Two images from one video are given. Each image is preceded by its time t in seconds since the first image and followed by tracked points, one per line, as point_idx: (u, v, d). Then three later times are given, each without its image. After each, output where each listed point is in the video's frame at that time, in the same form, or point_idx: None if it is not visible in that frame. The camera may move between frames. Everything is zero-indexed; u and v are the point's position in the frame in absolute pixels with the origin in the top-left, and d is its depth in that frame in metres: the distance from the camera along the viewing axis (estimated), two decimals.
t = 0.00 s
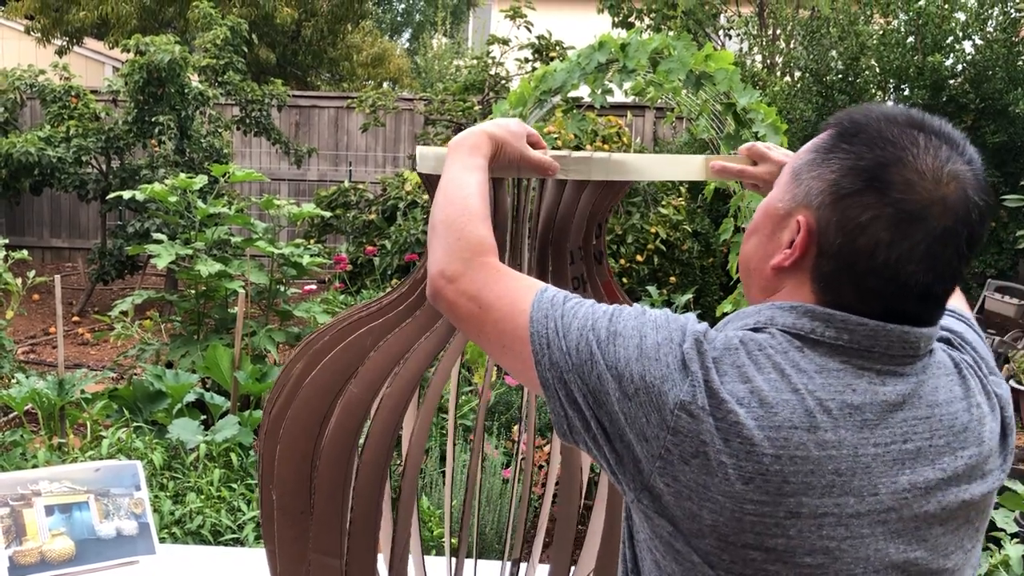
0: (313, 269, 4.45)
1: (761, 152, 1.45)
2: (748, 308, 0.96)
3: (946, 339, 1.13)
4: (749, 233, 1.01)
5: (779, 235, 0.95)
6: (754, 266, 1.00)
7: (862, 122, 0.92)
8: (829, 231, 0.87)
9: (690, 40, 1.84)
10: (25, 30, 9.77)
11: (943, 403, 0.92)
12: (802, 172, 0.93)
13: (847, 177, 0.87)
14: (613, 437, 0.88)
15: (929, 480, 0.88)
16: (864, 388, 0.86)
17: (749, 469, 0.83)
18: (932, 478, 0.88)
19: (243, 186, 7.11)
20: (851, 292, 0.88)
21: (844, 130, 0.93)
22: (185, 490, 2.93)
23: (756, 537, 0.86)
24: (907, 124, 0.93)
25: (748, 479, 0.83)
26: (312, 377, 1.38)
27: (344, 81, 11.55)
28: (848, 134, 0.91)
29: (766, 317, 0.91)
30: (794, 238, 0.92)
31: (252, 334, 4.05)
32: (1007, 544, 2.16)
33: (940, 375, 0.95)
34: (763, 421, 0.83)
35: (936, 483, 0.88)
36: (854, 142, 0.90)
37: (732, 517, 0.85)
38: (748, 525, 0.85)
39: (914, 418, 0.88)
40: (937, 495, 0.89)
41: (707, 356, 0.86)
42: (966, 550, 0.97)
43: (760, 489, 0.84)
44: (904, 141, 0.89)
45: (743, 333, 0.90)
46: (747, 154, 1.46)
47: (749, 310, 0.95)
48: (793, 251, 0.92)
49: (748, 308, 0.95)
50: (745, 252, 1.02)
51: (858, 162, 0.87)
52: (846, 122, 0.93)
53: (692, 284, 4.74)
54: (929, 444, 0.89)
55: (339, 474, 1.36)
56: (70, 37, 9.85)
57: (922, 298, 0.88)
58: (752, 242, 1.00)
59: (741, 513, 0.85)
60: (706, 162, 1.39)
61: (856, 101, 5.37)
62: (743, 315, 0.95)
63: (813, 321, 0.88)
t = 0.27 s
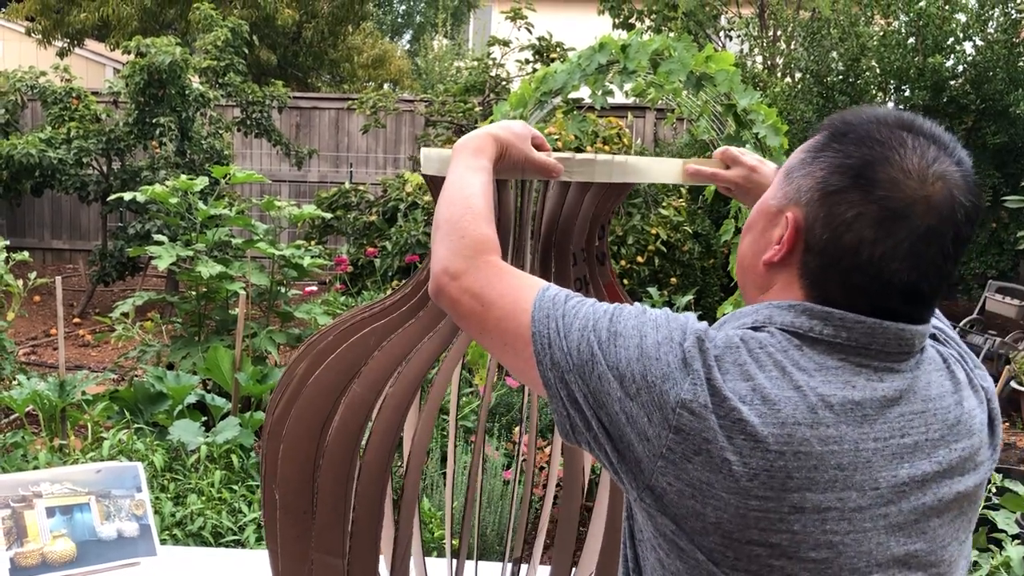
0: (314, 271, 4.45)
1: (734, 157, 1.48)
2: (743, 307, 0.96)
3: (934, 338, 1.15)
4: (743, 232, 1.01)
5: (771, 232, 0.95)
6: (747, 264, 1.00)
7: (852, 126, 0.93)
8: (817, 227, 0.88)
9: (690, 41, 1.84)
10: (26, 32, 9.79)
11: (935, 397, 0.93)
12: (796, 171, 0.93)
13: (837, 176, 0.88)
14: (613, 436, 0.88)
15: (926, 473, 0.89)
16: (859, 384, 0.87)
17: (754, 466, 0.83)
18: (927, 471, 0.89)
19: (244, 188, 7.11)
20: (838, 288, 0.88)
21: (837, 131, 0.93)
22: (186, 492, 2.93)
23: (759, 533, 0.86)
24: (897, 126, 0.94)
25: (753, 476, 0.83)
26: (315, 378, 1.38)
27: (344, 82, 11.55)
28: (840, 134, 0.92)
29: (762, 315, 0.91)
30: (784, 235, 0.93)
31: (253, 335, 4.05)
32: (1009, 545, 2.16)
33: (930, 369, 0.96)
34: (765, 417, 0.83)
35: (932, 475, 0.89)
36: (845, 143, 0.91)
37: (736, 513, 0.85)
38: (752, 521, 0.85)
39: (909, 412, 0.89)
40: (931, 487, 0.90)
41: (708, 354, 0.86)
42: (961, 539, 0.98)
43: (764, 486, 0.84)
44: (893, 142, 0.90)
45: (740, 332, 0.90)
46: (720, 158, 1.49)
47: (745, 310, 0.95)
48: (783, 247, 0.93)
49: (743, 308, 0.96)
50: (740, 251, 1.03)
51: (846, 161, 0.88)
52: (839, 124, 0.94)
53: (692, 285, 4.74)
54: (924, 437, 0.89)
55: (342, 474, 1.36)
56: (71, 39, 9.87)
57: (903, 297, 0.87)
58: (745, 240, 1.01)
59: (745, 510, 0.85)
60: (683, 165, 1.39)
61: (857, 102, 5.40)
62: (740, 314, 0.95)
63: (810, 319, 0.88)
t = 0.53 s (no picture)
0: (313, 272, 4.44)
1: (704, 162, 1.51)
2: (736, 307, 0.97)
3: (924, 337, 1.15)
4: (735, 232, 1.02)
5: (760, 232, 0.96)
6: (739, 264, 1.01)
7: (840, 126, 0.93)
8: (803, 227, 0.89)
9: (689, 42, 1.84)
10: (26, 33, 9.80)
11: (927, 393, 0.93)
12: (786, 171, 0.94)
13: (823, 175, 0.88)
14: (609, 436, 0.87)
15: (919, 468, 0.90)
16: (852, 382, 0.87)
17: (752, 465, 0.83)
18: (921, 466, 0.90)
19: (244, 189, 7.11)
20: (826, 286, 0.88)
21: (827, 131, 0.94)
22: (186, 493, 2.93)
23: (758, 530, 0.86)
24: (885, 126, 0.94)
25: (751, 474, 0.83)
26: (308, 380, 1.38)
27: (344, 83, 11.55)
28: (828, 135, 0.92)
29: (756, 315, 0.92)
30: (772, 234, 0.93)
31: (252, 336, 4.06)
32: (1009, 545, 2.16)
33: (921, 366, 0.96)
34: (762, 416, 0.83)
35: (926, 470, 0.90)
36: (832, 144, 0.91)
37: (735, 511, 0.85)
38: (751, 518, 0.85)
39: (903, 409, 0.90)
40: (925, 482, 0.91)
41: (705, 354, 0.86)
42: (952, 532, 0.99)
43: (762, 484, 0.84)
44: (879, 143, 0.90)
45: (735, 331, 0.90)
46: (690, 164, 1.52)
47: (738, 310, 0.96)
48: (771, 246, 0.93)
49: (737, 308, 0.96)
50: (731, 252, 1.03)
51: (833, 160, 0.88)
52: (828, 124, 0.94)
53: (692, 286, 4.75)
54: (918, 433, 0.90)
55: (337, 477, 1.36)
56: (70, 41, 9.88)
57: (887, 297, 0.88)
58: (736, 240, 1.01)
59: (744, 507, 0.85)
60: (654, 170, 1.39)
61: (857, 103, 5.41)
62: (734, 315, 0.95)
63: (804, 318, 0.89)
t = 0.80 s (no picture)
0: (313, 272, 4.44)
1: (689, 160, 1.53)
2: (727, 307, 0.97)
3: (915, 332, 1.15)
4: (726, 232, 1.02)
5: (750, 232, 0.96)
6: (730, 263, 1.01)
7: (830, 127, 0.93)
8: (792, 226, 0.89)
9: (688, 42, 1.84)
10: (25, 34, 9.79)
11: (917, 389, 0.94)
12: (775, 172, 0.94)
13: (812, 175, 0.88)
14: (605, 435, 0.87)
15: (911, 463, 0.90)
16: (843, 379, 0.88)
17: (748, 463, 0.83)
18: (913, 462, 0.91)
19: (243, 190, 7.11)
20: (814, 285, 0.89)
21: (816, 132, 0.94)
22: (185, 494, 2.93)
23: (754, 527, 0.86)
24: (873, 127, 0.94)
25: (747, 471, 0.83)
26: (308, 380, 1.38)
27: (343, 84, 11.55)
28: (817, 136, 0.92)
29: (748, 315, 0.92)
30: (762, 234, 0.94)
31: (251, 337, 4.05)
32: (1007, 545, 2.16)
33: (910, 362, 0.97)
34: (757, 414, 0.83)
35: (917, 465, 0.91)
36: (821, 144, 0.91)
37: (731, 508, 0.85)
38: (747, 516, 0.85)
39: (894, 405, 0.90)
40: (917, 477, 0.91)
41: (700, 353, 0.86)
42: (943, 526, 1.00)
43: (758, 481, 0.84)
44: (866, 144, 0.90)
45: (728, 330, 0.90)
46: (676, 161, 1.53)
47: (730, 310, 0.96)
48: (761, 245, 0.93)
49: (728, 308, 0.96)
50: (723, 252, 1.04)
51: (820, 161, 0.88)
52: (817, 125, 0.95)
53: (691, 286, 4.75)
54: (909, 428, 0.91)
55: (337, 477, 1.36)
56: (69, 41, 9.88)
57: (875, 296, 0.88)
58: (727, 240, 1.02)
59: (740, 504, 0.85)
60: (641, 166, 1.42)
61: (856, 103, 5.42)
62: (727, 314, 0.96)
63: (796, 317, 0.89)
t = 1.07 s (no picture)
0: (312, 272, 4.44)
1: (671, 160, 1.54)
2: (725, 305, 0.97)
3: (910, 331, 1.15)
4: (723, 231, 1.02)
5: (747, 230, 0.96)
6: (727, 261, 1.01)
7: (825, 125, 0.93)
8: (788, 223, 0.89)
9: (688, 42, 1.85)
10: (24, 34, 9.78)
11: (913, 385, 0.94)
12: (771, 169, 0.94)
13: (807, 173, 0.88)
14: (604, 432, 0.87)
15: (908, 458, 0.91)
16: (842, 375, 0.88)
17: (749, 458, 0.83)
18: (910, 457, 0.91)
19: (242, 190, 7.10)
20: (810, 282, 0.89)
21: (810, 130, 0.94)
22: (185, 493, 2.93)
23: (755, 522, 0.86)
24: (867, 125, 0.94)
25: (748, 467, 0.84)
26: (309, 379, 1.38)
27: (342, 83, 11.53)
28: (812, 134, 0.92)
29: (746, 311, 0.92)
30: (757, 232, 0.94)
31: (251, 337, 4.05)
32: (1008, 543, 2.16)
33: (904, 358, 0.97)
34: (757, 409, 0.83)
35: (914, 460, 0.91)
36: (816, 142, 0.91)
37: (732, 503, 0.85)
38: (749, 511, 0.85)
39: (890, 401, 0.91)
40: (914, 471, 0.92)
41: (701, 350, 0.86)
42: (939, 522, 1.00)
43: (759, 476, 0.84)
44: (861, 142, 0.90)
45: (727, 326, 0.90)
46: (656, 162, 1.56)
47: (727, 307, 0.96)
48: (757, 243, 0.93)
49: (725, 306, 0.96)
50: (720, 250, 1.04)
51: (816, 158, 0.88)
52: (812, 123, 0.95)
53: (691, 285, 4.75)
54: (906, 423, 0.91)
55: (338, 476, 1.36)
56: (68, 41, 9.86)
57: (871, 293, 0.88)
58: (724, 239, 1.02)
59: (741, 500, 0.85)
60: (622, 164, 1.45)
61: (856, 102, 5.44)
62: (724, 311, 0.96)
63: (794, 314, 0.89)
